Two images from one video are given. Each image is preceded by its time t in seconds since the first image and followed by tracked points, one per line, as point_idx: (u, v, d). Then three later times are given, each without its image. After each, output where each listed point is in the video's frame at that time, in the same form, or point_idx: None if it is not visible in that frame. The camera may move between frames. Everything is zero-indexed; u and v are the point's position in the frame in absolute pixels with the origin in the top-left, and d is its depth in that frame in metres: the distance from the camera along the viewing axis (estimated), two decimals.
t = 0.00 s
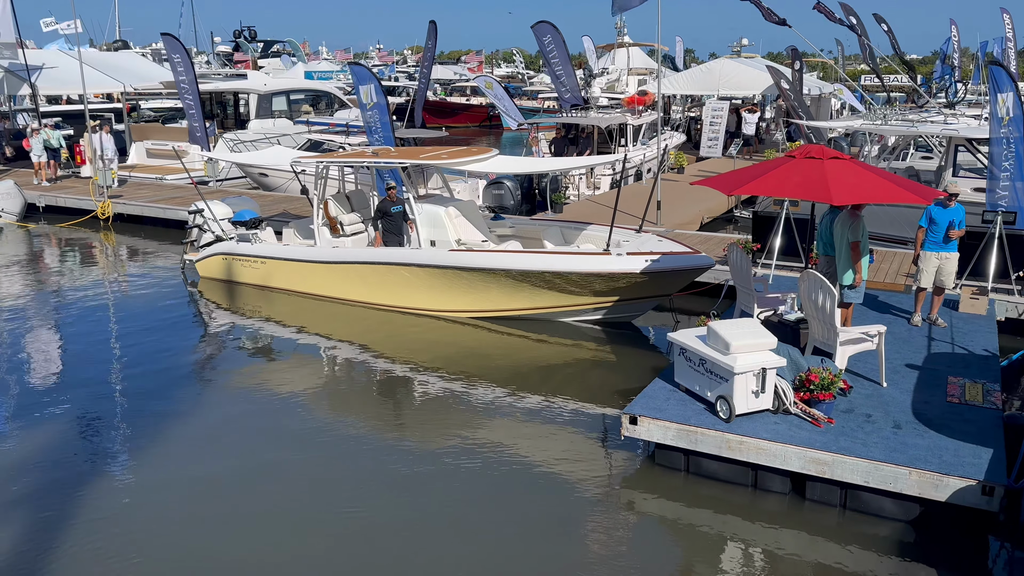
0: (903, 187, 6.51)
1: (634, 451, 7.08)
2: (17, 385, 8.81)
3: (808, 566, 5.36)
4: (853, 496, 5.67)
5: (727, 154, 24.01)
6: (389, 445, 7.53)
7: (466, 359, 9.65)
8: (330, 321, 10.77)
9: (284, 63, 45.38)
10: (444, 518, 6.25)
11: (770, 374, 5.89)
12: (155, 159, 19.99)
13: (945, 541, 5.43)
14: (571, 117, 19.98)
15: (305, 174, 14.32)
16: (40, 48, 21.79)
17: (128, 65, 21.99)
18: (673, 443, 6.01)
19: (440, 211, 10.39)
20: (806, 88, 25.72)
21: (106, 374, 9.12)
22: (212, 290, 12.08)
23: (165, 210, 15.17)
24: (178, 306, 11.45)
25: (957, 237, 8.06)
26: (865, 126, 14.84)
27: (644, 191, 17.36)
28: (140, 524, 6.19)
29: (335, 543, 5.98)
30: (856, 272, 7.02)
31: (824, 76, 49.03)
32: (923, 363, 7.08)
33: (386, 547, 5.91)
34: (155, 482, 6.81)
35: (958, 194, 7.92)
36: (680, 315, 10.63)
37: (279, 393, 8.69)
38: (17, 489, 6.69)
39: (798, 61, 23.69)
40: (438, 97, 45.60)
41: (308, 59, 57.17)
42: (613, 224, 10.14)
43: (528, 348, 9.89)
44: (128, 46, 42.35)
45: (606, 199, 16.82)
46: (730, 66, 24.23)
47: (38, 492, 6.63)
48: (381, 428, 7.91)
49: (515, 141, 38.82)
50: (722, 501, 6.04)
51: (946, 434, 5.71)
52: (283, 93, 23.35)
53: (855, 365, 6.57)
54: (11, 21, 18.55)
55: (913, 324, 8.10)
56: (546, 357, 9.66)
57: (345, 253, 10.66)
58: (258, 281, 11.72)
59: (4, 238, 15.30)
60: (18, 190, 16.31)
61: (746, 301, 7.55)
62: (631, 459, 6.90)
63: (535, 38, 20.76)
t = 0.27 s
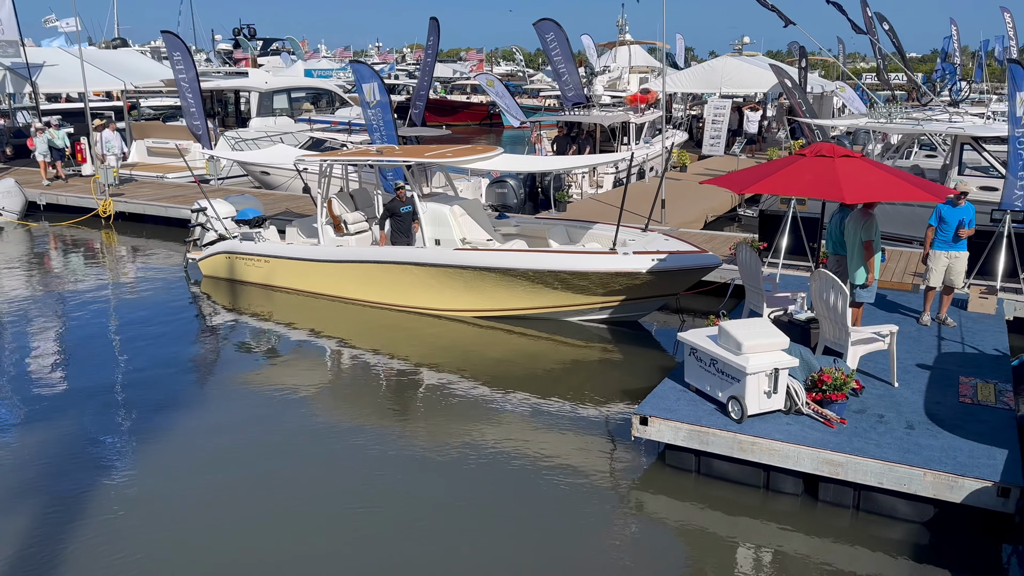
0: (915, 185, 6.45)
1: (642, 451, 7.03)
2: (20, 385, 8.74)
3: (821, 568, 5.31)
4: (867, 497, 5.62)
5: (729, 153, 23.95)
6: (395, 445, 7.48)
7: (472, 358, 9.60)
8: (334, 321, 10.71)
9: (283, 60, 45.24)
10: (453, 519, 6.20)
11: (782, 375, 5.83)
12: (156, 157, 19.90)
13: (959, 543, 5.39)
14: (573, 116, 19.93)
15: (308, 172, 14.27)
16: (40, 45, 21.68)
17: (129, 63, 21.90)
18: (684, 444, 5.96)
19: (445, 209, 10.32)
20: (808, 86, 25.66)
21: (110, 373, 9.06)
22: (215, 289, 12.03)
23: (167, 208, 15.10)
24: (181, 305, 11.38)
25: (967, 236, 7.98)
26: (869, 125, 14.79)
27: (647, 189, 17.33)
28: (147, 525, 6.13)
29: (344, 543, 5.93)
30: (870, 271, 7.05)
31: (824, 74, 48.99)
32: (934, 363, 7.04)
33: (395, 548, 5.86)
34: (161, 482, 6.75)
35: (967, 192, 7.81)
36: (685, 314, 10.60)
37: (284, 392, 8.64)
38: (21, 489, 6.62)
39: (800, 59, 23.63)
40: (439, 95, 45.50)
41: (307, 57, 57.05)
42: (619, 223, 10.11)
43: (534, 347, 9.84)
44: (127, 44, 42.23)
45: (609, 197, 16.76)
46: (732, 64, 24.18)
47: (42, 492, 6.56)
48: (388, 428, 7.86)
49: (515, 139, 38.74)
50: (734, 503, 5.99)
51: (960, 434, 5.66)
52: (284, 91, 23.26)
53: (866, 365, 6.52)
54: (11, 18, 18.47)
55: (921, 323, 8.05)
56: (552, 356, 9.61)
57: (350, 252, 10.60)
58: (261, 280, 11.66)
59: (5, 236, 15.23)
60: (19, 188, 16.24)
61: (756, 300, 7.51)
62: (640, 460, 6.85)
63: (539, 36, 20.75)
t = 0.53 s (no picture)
0: (924, 184, 6.41)
1: (650, 452, 6.99)
2: (22, 385, 8.68)
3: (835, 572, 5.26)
4: (879, 499, 5.58)
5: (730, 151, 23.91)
6: (402, 446, 7.43)
7: (477, 359, 9.55)
8: (337, 321, 10.65)
9: (282, 59, 45.14)
10: (461, 521, 6.15)
11: (793, 376, 5.80)
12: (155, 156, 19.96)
13: (973, 546, 5.35)
14: (574, 114, 19.88)
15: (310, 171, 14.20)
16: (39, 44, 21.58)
17: (128, 62, 21.80)
18: (694, 445, 5.92)
19: (449, 208, 10.27)
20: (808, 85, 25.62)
21: (113, 373, 9.00)
22: (216, 289, 11.97)
23: (167, 207, 15.02)
24: (183, 305, 11.32)
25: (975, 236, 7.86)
26: (872, 124, 14.76)
27: (648, 188, 17.31)
28: (152, 527, 6.07)
29: (351, 545, 5.88)
30: (880, 272, 7.08)
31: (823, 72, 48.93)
32: (943, 364, 7.00)
33: (403, 550, 5.81)
34: (166, 483, 6.69)
35: (975, 192, 7.65)
36: (690, 314, 10.56)
37: (288, 393, 8.59)
38: (25, 490, 6.56)
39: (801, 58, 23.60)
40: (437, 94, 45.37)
41: (305, 55, 56.89)
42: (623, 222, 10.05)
43: (538, 348, 9.80)
44: (124, 42, 42.03)
45: (611, 196, 16.72)
46: (733, 63, 24.13)
47: (46, 494, 6.50)
48: (393, 429, 7.81)
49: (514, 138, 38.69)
50: (744, 505, 5.95)
51: (972, 436, 5.63)
52: (284, 89, 23.19)
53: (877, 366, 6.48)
54: (10, 16, 18.38)
55: (929, 323, 8.02)
56: (557, 356, 9.57)
57: (353, 252, 10.54)
58: (264, 279, 11.60)
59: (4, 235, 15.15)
60: (18, 187, 16.15)
61: (763, 300, 7.49)
62: (648, 461, 6.81)
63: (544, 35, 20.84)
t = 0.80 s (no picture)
0: (931, 183, 6.36)
1: (656, 453, 6.96)
2: (21, 385, 8.61)
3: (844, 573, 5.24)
4: (887, 500, 5.56)
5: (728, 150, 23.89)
6: (405, 447, 7.39)
7: (479, 359, 9.51)
8: (338, 321, 10.61)
9: (278, 58, 45.06)
10: (467, 522, 6.11)
11: (801, 377, 5.77)
12: (154, 154, 19.81)
13: (982, 547, 5.33)
14: (572, 113, 19.85)
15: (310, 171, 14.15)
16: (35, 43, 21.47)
17: (124, 61, 21.70)
18: (700, 446, 5.89)
19: (450, 208, 10.22)
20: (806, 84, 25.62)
21: (113, 373, 8.95)
22: (216, 289, 11.91)
23: (166, 207, 14.95)
24: (182, 305, 11.26)
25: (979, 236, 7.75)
26: (872, 123, 14.76)
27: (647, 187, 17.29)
28: (156, 528, 6.02)
29: (357, 546, 5.84)
30: (886, 272, 7.11)
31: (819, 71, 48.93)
32: (949, 364, 6.98)
33: (410, 550, 5.78)
34: (169, 484, 6.64)
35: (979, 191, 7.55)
36: (692, 314, 10.52)
37: (290, 394, 8.54)
38: (26, 491, 6.50)
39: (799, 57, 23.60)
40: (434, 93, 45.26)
41: (301, 53, 56.73)
42: (625, 222, 10.02)
43: (540, 348, 9.77)
44: (119, 41, 41.85)
45: (610, 196, 16.70)
46: (731, 62, 24.12)
47: (48, 495, 6.45)
48: (396, 430, 7.77)
49: (511, 137, 38.66)
50: (751, 506, 5.92)
51: (980, 437, 5.61)
52: (281, 88, 23.15)
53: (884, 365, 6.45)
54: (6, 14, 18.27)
55: (933, 323, 7.99)
56: (560, 356, 9.54)
57: (354, 251, 10.50)
58: (265, 279, 11.55)
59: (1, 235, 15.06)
60: (15, 186, 16.06)
61: (768, 300, 7.46)
62: (654, 462, 6.77)
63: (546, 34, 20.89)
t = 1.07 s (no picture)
0: (937, 180, 6.33)
1: (662, 452, 6.93)
2: (21, 385, 8.54)
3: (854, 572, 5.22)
4: (897, 499, 5.54)
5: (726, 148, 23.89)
6: (408, 446, 7.35)
7: (482, 358, 9.48)
8: (339, 320, 10.56)
9: (273, 56, 44.96)
10: (473, 522, 6.08)
11: (810, 375, 5.75)
12: (148, 153, 20.05)
13: (992, 546, 5.31)
14: (570, 112, 19.85)
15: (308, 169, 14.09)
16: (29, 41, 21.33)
17: (120, 59, 21.57)
18: (709, 446, 5.86)
19: (452, 207, 10.18)
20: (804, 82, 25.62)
21: (114, 373, 8.88)
22: (216, 288, 11.86)
23: (163, 206, 14.87)
24: (182, 304, 11.20)
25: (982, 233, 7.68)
26: (871, 121, 14.77)
27: (646, 186, 17.31)
28: (162, 529, 5.96)
29: (364, 546, 5.80)
30: (890, 271, 7.10)
31: (815, 68, 48.96)
32: (955, 362, 6.96)
33: (416, 551, 5.73)
34: (174, 484, 6.58)
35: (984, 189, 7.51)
36: (695, 312, 10.51)
37: (292, 393, 8.49)
38: (29, 492, 6.43)
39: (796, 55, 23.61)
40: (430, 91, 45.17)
41: (296, 52, 56.57)
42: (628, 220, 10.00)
43: (543, 347, 9.74)
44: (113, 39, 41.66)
45: (610, 194, 16.69)
46: (729, 60, 24.13)
47: (51, 495, 6.38)
48: (398, 429, 7.72)
49: (508, 135, 38.67)
50: (760, 506, 5.90)
51: (990, 435, 5.59)
52: (278, 86, 23.08)
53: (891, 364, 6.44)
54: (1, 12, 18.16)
55: (938, 321, 7.98)
56: (562, 355, 9.51)
57: (356, 250, 10.46)
58: (266, 278, 11.50)
59: None
60: (11, 185, 15.96)
61: (773, 298, 7.45)
62: (660, 461, 6.75)
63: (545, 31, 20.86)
